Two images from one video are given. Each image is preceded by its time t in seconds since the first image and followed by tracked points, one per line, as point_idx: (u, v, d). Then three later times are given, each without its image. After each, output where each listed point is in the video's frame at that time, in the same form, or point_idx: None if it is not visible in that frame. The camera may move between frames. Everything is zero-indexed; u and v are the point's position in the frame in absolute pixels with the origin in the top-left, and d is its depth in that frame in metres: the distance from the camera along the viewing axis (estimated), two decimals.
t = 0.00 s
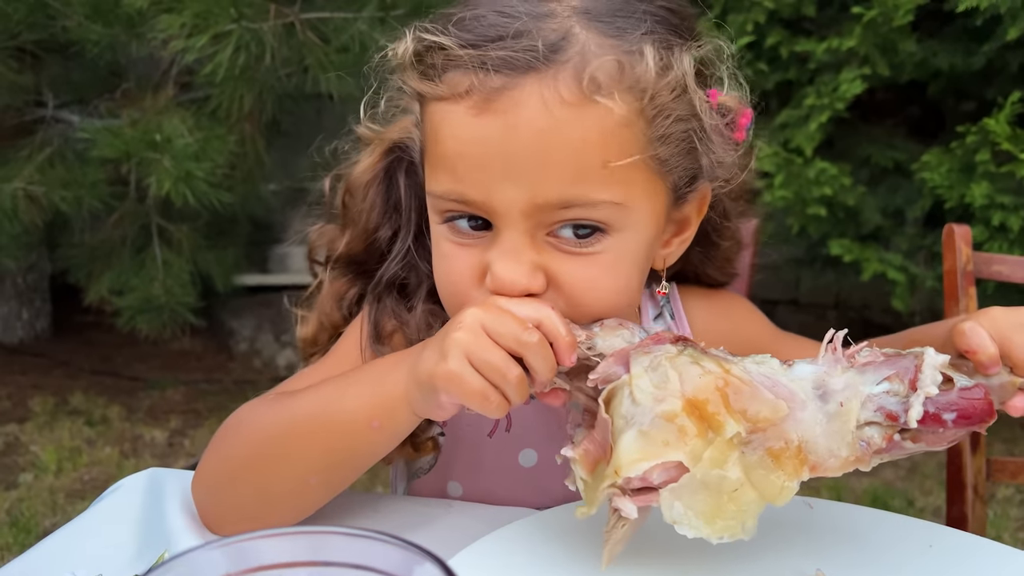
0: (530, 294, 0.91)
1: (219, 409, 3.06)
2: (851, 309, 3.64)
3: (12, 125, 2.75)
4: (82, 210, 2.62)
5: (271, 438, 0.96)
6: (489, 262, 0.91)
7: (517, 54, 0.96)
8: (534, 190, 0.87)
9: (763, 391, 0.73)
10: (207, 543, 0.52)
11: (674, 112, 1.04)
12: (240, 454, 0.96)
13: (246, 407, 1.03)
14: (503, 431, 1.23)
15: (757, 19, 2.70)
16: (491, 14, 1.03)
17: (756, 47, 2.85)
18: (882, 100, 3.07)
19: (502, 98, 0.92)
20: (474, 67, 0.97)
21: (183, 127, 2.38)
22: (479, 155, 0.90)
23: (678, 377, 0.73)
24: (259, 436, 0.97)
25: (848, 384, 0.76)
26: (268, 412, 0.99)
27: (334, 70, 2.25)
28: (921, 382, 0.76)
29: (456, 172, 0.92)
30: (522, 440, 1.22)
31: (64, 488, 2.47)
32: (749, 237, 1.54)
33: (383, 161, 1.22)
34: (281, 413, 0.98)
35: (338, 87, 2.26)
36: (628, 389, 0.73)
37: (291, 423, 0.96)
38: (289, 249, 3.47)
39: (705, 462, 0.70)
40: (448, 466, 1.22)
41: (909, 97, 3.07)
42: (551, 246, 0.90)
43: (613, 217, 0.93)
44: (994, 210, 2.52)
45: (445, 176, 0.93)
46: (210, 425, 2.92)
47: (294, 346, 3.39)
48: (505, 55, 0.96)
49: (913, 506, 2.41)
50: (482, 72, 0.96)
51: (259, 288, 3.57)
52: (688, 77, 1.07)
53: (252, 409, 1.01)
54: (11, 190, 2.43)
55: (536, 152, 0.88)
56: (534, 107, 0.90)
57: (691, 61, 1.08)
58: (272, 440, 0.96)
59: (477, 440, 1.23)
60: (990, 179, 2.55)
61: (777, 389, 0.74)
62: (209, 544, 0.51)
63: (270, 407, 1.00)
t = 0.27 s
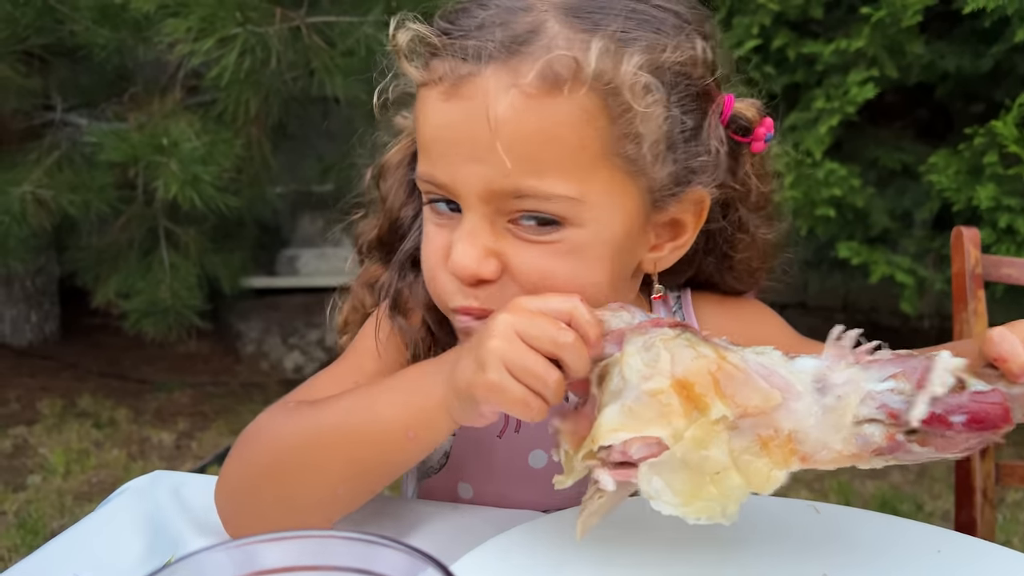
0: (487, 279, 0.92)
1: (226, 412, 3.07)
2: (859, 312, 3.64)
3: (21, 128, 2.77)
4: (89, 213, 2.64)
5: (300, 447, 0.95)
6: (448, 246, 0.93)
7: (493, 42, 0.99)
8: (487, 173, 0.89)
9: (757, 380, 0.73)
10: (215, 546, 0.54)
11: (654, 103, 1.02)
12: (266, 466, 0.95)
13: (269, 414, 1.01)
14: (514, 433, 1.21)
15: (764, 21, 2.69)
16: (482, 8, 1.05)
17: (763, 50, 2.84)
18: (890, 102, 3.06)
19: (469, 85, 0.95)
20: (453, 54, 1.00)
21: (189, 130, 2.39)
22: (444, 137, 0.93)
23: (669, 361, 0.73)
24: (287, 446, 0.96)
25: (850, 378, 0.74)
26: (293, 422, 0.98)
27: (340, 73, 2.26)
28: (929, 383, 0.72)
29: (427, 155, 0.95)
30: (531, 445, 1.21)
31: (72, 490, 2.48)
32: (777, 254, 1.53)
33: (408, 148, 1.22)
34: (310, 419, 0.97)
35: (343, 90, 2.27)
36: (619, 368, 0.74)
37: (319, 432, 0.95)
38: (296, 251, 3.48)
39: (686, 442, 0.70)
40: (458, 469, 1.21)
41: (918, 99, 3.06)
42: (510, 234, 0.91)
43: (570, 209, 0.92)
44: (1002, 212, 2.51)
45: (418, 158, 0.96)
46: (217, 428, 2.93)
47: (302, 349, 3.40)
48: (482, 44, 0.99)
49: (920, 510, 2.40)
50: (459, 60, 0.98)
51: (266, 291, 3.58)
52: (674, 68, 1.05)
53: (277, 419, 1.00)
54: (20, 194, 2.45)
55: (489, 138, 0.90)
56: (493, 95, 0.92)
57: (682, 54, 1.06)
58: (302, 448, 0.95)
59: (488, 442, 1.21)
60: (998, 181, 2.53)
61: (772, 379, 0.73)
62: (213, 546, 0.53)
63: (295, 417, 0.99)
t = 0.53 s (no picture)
0: (461, 240, 0.92)
1: (234, 414, 3.08)
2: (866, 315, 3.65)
3: (29, 132, 2.78)
4: (97, 216, 2.65)
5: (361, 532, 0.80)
6: (426, 217, 0.94)
7: (469, 14, 1.00)
8: (456, 136, 0.91)
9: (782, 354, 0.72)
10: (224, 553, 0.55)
11: (627, 62, 1.04)
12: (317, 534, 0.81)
13: (322, 463, 0.86)
14: (519, 438, 1.15)
15: (770, 24, 2.69)
16: None
17: (769, 52, 2.84)
18: (897, 104, 3.05)
19: (440, 56, 0.96)
20: (425, 37, 1.01)
21: (196, 134, 2.40)
22: (416, 112, 0.94)
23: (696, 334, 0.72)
24: (347, 519, 0.80)
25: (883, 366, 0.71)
26: (356, 497, 0.81)
27: (347, 77, 2.27)
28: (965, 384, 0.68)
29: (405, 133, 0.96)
30: (540, 447, 1.15)
31: (80, 493, 2.48)
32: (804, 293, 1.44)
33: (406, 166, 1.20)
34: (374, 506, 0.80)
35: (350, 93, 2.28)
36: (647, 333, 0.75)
37: (384, 525, 0.78)
38: (303, 254, 3.49)
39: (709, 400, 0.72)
40: (465, 471, 1.15)
41: (925, 101, 3.05)
42: (485, 195, 0.92)
43: (537, 163, 0.92)
44: (1011, 215, 2.50)
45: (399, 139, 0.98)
46: (224, 430, 2.94)
47: (309, 351, 3.41)
48: (452, 21, 1.01)
49: (929, 514, 2.39)
50: (433, 39, 1.00)
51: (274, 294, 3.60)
52: (645, 33, 1.07)
53: (335, 480, 0.83)
54: (28, 197, 2.46)
55: (455, 100, 0.92)
56: (461, 61, 0.94)
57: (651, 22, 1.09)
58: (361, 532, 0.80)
59: (492, 446, 1.15)
60: (1006, 184, 2.52)
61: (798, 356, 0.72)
62: (221, 557, 0.54)
63: (358, 489, 0.82)
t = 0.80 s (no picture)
0: (546, 208, 0.90)
1: (238, 416, 3.08)
2: (871, 316, 3.67)
3: (34, 134, 2.78)
4: (101, 217, 2.65)
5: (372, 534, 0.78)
6: (506, 189, 0.91)
7: None
8: (542, 106, 0.92)
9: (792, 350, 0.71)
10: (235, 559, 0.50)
11: (660, 53, 1.10)
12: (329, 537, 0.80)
13: (331, 468, 0.85)
14: (536, 436, 1.13)
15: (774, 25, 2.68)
16: None
17: (774, 53, 2.83)
18: (901, 106, 3.05)
19: (509, 33, 0.97)
20: (479, 23, 1.01)
21: (200, 135, 2.40)
22: (492, 86, 0.93)
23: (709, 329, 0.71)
24: (360, 523, 0.79)
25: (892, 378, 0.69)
26: (365, 501, 0.80)
27: (350, 78, 2.27)
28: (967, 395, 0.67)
29: (475, 108, 0.94)
30: (557, 445, 1.13)
31: (85, 494, 2.48)
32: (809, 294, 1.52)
33: (403, 186, 1.24)
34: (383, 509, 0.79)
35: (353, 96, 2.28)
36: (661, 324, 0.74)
37: (392, 527, 0.77)
38: (307, 257, 3.49)
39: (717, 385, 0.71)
40: (481, 472, 1.14)
41: (929, 102, 3.05)
42: (562, 166, 0.93)
43: (612, 132, 0.96)
44: (1016, 216, 2.49)
45: (465, 117, 0.96)
46: (229, 432, 2.94)
47: (314, 353, 3.42)
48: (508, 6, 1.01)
49: (935, 515, 2.39)
50: (490, 21, 1.00)
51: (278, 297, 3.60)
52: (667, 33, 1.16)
53: (344, 481, 0.83)
54: (32, 199, 2.46)
55: (539, 71, 0.92)
56: (536, 35, 0.95)
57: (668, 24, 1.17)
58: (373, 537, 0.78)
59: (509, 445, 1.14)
60: (1011, 185, 2.51)
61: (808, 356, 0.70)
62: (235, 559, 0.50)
63: (367, 492, 0.81)
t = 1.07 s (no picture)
0: (564, 194, 0.89)
1: (239, 418, 3.08)
2: (871, 317, 3.70)
3: (35, 136, 2.78)
4: (102, 219, 2.65)
5: (348, 508, 0.79)
6: (529, 174, 0.90)
7: None
8: (565, 94, 0.92)
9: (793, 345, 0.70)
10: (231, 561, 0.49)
11: (667, 59, 1.13)
12: (306, 514, 0.81)
13: (314, 454, 0.87)
14: (535, 434, 1.12)
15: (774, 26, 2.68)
16: None
17: (773, 55, 2.83)
18: (900, 108, 3.05)
19: (532, 28, 0.98)
20: (501, 19, 1.03)
21: (201, 137, 2.40)
22: (515, 74, 0.94)
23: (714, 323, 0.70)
24: (337, 502, 0.80)
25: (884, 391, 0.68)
26: (343, 479, 0.81)
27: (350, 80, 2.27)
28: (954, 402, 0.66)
29: (497, 97, 0.94)
30: (555, 441, 1.12)
31: (86, 496, 2.48)
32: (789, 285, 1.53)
33: (401, 186, 1.24)
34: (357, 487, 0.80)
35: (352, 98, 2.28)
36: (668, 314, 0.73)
37: (369, 502, 0.78)
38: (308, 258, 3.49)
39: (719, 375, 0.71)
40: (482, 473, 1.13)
41: (929, 104, 3.05)
42: (581, 155, 0.92)
43: (630, 127, 0.97)
44: (1015, 217, 2.48)
45: (485, 105, 0.96)
46: (229, 434, 2.94)
47: (314, 354, 3.42)
48: (527, 5, 1.04)
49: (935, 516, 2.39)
50: (512, 18, 1.02)
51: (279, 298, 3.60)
52: (676, 48, 1.20)
53: (322, 465, 0.84)
54: (33, 201, 2.46)
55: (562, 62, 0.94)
56: (559, 31, 0.97)
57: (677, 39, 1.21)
58: (348, 511, 0.79)
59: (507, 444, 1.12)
60: (1009, 186, 2.51)
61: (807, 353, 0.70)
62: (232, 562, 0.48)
63: (344, 472, 0.82)
